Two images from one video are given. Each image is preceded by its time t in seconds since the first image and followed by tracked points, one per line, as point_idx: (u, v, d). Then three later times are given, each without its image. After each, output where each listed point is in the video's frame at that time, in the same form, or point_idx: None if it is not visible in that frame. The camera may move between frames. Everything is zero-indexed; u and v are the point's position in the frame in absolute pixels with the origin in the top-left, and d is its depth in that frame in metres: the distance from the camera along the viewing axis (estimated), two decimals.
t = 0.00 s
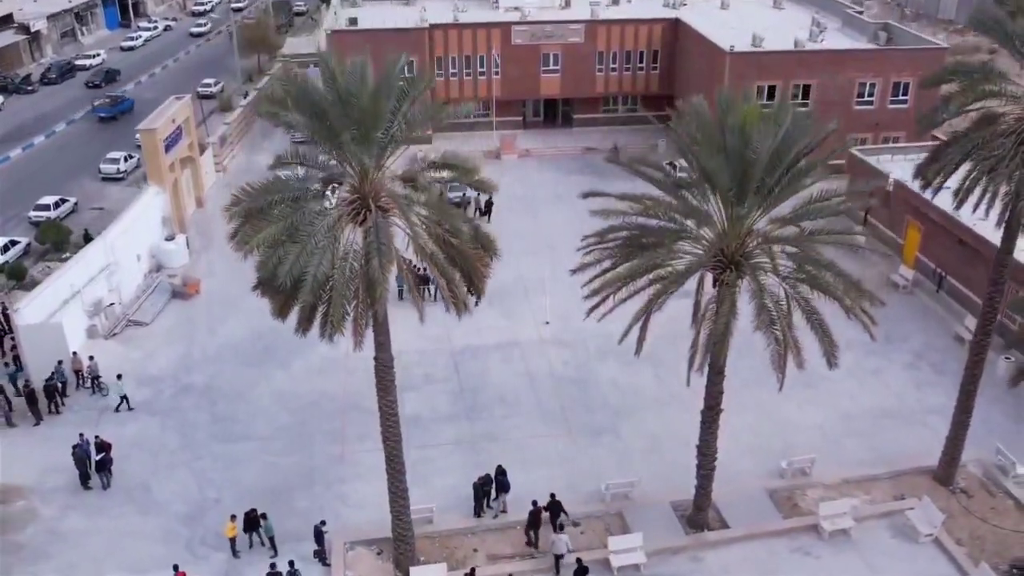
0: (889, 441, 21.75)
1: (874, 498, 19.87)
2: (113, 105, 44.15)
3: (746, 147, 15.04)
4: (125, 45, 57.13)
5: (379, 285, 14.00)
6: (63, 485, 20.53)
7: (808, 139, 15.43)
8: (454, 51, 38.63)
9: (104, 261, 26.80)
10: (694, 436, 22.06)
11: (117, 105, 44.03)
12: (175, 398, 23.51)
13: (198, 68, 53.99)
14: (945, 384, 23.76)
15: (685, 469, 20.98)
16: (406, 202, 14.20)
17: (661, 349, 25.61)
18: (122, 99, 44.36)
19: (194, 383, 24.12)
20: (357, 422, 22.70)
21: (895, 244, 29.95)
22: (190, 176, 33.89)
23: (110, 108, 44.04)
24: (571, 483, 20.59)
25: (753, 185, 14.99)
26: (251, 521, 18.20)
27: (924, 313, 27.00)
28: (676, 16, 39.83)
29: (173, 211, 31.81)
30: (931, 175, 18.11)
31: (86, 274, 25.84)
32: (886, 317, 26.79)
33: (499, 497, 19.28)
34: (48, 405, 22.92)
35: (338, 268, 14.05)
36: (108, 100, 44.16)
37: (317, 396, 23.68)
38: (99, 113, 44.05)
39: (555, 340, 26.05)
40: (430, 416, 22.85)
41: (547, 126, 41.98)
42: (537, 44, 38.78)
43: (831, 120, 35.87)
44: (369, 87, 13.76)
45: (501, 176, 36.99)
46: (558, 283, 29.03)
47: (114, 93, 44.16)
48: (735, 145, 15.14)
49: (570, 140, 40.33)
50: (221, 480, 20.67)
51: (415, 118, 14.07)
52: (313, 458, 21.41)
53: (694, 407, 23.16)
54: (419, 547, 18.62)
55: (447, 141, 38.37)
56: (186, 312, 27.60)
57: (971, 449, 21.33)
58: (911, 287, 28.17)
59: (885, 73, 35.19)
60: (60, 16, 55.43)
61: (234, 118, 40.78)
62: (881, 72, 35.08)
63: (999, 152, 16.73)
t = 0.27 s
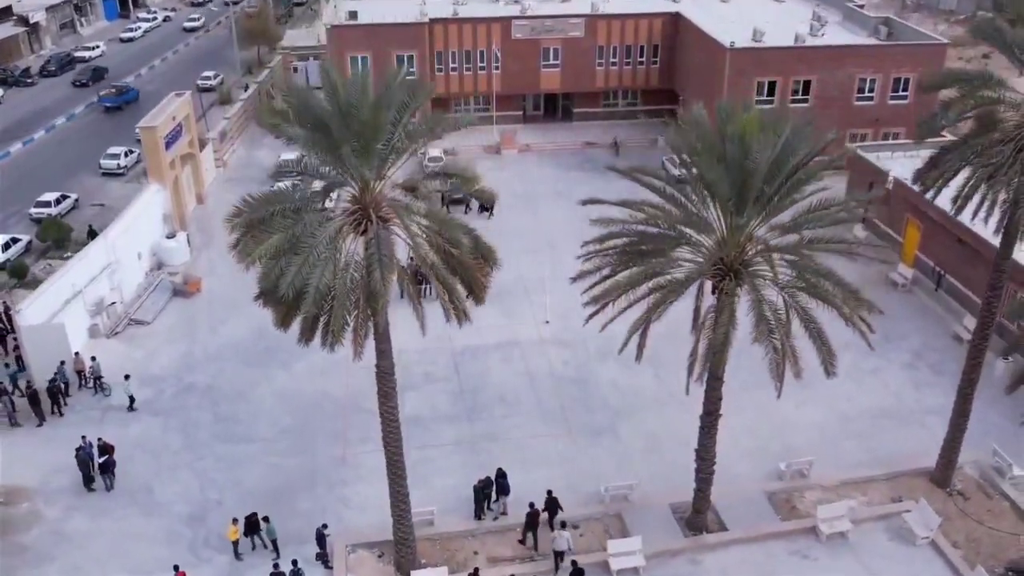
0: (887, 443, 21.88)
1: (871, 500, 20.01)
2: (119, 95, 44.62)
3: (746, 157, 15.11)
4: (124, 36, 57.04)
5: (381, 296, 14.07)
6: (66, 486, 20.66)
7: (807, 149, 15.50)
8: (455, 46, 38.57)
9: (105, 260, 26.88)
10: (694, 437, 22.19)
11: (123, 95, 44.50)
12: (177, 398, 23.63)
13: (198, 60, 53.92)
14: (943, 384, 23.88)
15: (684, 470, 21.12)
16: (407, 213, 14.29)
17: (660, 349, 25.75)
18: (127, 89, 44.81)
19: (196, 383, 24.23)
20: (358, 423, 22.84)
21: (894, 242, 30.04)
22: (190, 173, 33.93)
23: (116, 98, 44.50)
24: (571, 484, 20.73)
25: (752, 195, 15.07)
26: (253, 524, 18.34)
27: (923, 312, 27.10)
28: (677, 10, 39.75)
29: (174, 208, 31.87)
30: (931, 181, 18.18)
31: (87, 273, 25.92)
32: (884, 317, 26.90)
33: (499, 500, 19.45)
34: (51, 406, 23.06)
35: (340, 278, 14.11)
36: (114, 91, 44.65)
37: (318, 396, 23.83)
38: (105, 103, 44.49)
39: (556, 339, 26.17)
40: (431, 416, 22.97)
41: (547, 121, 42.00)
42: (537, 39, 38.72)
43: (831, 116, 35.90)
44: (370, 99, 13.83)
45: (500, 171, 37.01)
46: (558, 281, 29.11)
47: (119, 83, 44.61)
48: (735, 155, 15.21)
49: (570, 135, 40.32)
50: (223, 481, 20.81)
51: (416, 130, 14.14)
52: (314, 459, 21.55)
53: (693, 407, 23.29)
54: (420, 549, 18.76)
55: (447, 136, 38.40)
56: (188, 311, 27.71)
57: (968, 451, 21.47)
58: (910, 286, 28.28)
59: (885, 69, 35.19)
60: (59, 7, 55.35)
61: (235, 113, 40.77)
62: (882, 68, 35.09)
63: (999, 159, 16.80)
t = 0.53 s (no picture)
0: (885, 450, 21.99)
1: (869, 508, 20.13)
2: (125, 92, 45.25)
3: (745, 173, 15.21)
4: (124, 34, 57.01)
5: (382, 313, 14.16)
6: (69, 494, 20.78)
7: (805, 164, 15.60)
8: (455, 47, 38.58)
9: (106, 264, 26.95)
10: (693, 444, 22.31)
11: (128, 91, 45.13)
12: (179, 404, 23.74)
13: (198, 58, 53.88)
14: (941, 391, 23.98)
15: (683, 478, 21.23)
16: (408, 231, 14.40)
17: (660, 354, 25.86)
18: (133, 86, 45.45)
19: (198, 389, 24.34)
20: (359, 430, 22.95)
21: (893, 246, 30.16)
22: (191, 176, 33.99)
23: (122, 95, 45.10)
24: (571, 492, 20.85)
25: (751, 211, 15.18)
26: (255, 534, 18.46)
27: (922, 317, 27.20)
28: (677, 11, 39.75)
29: (175, 212, 31.95)
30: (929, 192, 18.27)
31: (89, 279, 26.01)
32: (883, 322, 27.01)
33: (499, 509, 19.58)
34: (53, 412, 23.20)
35: (342, 295, 14.20)
36: (119, 87, 45.29)
37: (319, 403, 23.94)
38: (110, 99, 45.08)
39: (556, 344, 26.28)
40: (432, 423, 23.08)
41: (547, 121, 42.05)
42: (537, 39, 38.69)
43: (831, 118, 35.96)
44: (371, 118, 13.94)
45: (501, 173, 37.05)
46: (558, 284, 29.17)
47: (124, 80, 45.23)
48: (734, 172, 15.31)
49: (570, 136, 40.34)
50: (226, 489, 20.94)
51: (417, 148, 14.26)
52: (316, 467, 21.66)
53: (693, 414, 23.40)
54: (421, 558, 18.87)
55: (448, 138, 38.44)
56: (189, 315, 27.81)
57: (966, 459, 21.60)
58: (909, 290, 28.37)
59: (886, 71, 35.22)
60: (59, 5, 55.33)
61: (235, 113, 40.80)
62: (882, 70, 35.12)
63: (997, 173, 16.89)
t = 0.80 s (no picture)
0: (883, 459, 22.10)
1: (867, 518, 20.24)
2: (130, 90, 45.64)
3: (744, 192, 15.34)
4: (124, 34, 56.98)
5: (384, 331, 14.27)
6: (72, 504, 20.90)
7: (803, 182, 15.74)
8: (455, 50, 38.62)
9: (108, 271, 27.04)
10: (692, 453, 22.41)
11: (134, 90, 45.51)
12: (181, 413, 23.85)
13: (198, 59, 53.88)
14: (940, 398, 24.09)
15: (683, 487, 21.34)
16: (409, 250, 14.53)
17: (659, 362, 25.98)
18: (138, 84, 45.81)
19: (199, 398, 24.44)
20: (360, 438, 23.07)
21: (892, 252, 30.29)
22: (192, 180, 34.07)
23: (128, 93, 45.50)
24: (571, 501, 20.96)
25: (750, 229, 15.31)
26: (256, 546, 18.57)
27: (921, 323, 27.31)
28: (677, 13, 39.76)
29: (176, 217, 32.04)
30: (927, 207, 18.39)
31: (91, 286, 26.11)
32: (881, 329, 27.12)
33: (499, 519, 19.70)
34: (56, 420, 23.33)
35: (344, 314, 14.30)
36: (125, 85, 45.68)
37: (321, 411, 24.05)
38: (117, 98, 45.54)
39: (556, 351, 26.39)
40: (432, 432, 23.19)
41: (547, 123, 42.10)
42: (537, 42, 38.70)
43: (830, 121, 36.04)
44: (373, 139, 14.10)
45: (501, 177, 37.10)
46: (558, 291, 29.26)
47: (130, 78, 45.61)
48: (733, 190, 15.44)
49: (570, 139, 40.39)
50: (228, 498, 21.07)
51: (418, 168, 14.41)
52: (317, 476, 21.78)
53: (692, 423, 23.52)
54: (422, 568, 18.97)
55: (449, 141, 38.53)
56: (190, 322, 27.91)
57: (963, 468, 21.73)
58: (908, 296, 28.49)
59: (885, 75, 35.27)
60: (59, 5, 55.30)
61: (236, 116, 40.86)
62: (881, 74, 35.17)
63: (994, 189, 17.00)
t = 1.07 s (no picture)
0: (881, 469, 22.23)
1: (865, 529, 20.35)
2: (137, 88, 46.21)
3: (742, 211, 15.44)
4: (124, 35, 56.95)
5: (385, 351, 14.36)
6: (75, 514, 21.02)
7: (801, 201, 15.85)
8: (455, 54, 38.67)
9: (110, 279, 27.12)
10: (692, 464, 22.53)
11: (140, 88, 46.09)
12: (183, 422, 23.96)
13: (198, 60, 53.88)
14: (938, 408, 24.21)
15: (682, 497, 21.46)
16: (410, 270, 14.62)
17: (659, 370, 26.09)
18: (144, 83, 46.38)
19: (201, 407, 24.55)
20: (362, 448, 23.18)
21: (891, 258, 30.40)
22: (193, 185, 34.14)
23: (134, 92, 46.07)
24: (571, 512, 21.08)
25: (748, 248, 15.42)
26: (258, 558, 18.68)
27: (919, 331, 27.41)
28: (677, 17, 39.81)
29: (177, 223, 32.10)
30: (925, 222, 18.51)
31: (93, 294, 26.18)
32: (880, 337, 27.22)
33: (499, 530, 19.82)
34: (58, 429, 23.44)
35: (345, 334, 14.39)
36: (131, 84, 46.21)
37: (322, 420, 24.17)
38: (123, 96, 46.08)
39: (556, 359, 26.50)
40: (433, 441, 23.30)
41: (547, 127, 42.16)
42: (537, 46, 38.77)
43: (830, 126, 36.11)
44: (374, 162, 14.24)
45: (501, 181, 37.18)
46: (558, 298, 29.34)
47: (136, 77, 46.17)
48: (731, 209, 15.55)
49: (570, 143, 40.44)
50: (230, 509, 21.19)
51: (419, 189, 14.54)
52: (319, 486, 21.90)
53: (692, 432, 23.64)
54: None
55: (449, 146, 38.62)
56: (192, 330, 28.00)
57: (960, 479, 21.87)
58: (907, 303, 28.59)
59: (885, 81, 35.32)
60: (58, 6, 55.28)
61: (236, 120, 40.92)
62: (881, 79, 35.22)
63: (992, 207, 17.12)
